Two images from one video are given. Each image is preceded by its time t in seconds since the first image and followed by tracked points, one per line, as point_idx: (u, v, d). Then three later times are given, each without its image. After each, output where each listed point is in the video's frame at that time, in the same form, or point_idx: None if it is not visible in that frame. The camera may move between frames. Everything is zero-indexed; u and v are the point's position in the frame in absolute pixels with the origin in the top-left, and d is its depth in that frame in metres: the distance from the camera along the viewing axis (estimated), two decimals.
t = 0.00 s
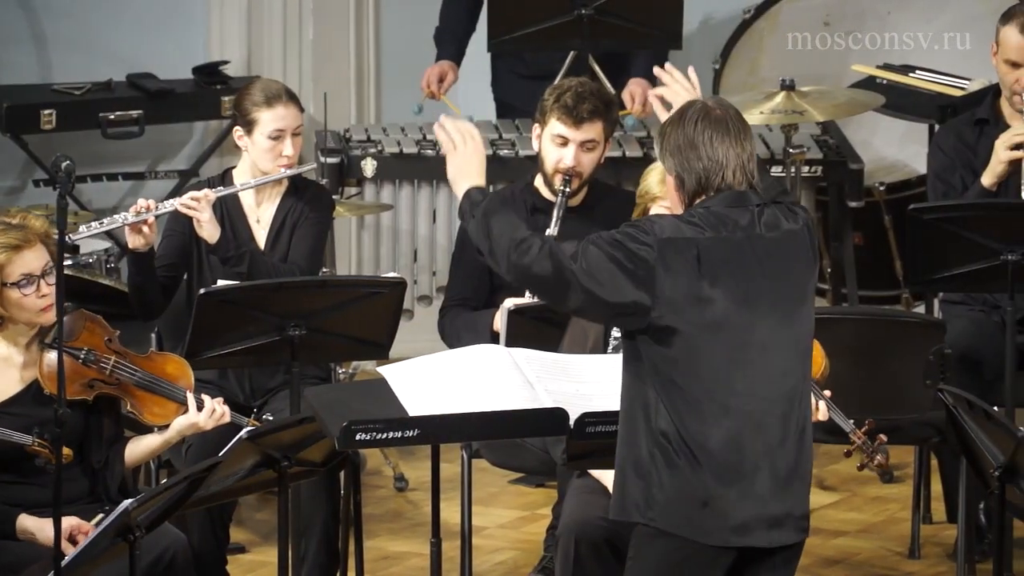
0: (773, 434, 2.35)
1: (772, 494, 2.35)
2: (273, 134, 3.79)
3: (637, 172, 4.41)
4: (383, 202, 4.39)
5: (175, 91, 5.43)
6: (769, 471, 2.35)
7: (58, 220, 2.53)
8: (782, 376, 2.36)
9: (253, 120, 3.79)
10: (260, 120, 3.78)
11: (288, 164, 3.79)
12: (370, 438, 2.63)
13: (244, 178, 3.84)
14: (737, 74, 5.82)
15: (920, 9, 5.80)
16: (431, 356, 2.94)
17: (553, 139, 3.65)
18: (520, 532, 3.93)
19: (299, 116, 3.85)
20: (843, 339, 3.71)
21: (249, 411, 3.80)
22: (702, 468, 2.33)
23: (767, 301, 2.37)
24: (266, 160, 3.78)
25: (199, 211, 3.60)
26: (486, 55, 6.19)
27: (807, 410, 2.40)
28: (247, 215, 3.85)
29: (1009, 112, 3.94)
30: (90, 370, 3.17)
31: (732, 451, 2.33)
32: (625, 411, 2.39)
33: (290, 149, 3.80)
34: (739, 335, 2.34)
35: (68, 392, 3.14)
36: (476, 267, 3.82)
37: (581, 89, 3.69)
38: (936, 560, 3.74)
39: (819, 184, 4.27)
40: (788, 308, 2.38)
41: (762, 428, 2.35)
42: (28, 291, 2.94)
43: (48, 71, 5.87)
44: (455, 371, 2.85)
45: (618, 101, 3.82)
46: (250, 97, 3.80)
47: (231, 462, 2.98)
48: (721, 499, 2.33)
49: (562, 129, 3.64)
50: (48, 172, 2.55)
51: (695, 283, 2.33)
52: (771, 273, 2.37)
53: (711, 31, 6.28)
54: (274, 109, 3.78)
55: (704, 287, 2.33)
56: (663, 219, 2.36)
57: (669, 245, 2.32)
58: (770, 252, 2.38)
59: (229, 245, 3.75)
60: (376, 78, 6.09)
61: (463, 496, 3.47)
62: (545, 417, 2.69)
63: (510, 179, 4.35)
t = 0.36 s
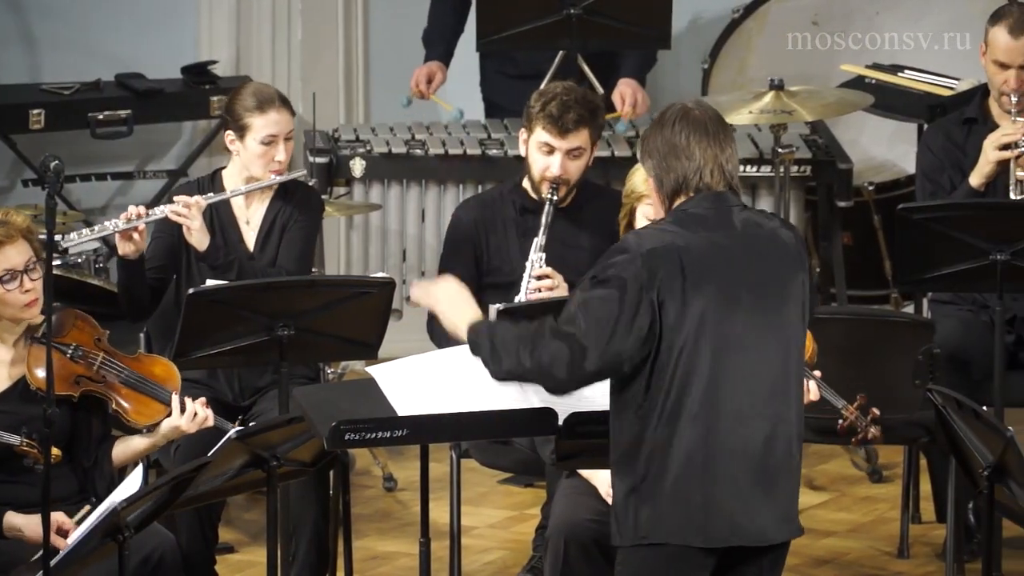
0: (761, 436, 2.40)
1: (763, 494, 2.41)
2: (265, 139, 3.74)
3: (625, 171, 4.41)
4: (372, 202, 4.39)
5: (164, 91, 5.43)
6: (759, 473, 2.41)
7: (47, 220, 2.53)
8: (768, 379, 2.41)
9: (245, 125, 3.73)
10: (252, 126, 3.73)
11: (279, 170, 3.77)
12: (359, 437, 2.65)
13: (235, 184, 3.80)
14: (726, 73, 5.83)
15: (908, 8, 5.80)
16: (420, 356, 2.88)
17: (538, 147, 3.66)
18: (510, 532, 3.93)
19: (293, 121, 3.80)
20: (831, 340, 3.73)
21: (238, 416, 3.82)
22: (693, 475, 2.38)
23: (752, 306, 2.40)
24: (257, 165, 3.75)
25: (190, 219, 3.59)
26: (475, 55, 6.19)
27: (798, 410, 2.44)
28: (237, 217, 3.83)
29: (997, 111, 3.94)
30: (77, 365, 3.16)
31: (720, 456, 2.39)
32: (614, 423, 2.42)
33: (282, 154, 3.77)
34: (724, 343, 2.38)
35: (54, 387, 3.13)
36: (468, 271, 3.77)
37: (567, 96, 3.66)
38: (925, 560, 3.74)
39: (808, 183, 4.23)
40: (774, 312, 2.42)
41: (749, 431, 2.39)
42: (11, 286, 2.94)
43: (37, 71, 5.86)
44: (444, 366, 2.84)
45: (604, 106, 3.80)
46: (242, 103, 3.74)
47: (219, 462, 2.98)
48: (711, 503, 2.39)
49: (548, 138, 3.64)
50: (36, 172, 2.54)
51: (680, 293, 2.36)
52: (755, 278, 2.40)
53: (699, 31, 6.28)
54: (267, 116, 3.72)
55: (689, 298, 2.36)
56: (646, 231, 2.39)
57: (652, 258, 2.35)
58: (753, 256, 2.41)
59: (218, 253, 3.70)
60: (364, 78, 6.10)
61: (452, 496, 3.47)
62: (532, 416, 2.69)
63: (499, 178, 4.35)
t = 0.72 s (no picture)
0: (735, 430, 2.47)
1: (740, 487, 2.48)
2: (253, 142, 3.73)
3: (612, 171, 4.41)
4: (358, 203, 4.39)
5: (150, 91, 5.43)
6: (735, 467, 2.48)
7: (34, 220, 2.51)
8: (741, 375, 2.48)
9: (232, 128, 3.72)
10: (240, 129, 3.72)
11: (266, 172, 3.76)
12: (345, 437, 2.65)
13: (222, 186, 3.79)
14: (712, 73, 5.85)
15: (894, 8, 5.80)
16: (405, 356, 2.88)
17: (524, 143, 3.66)
18: (495, 532, 3.93)
19: (280, 124, 3.78)
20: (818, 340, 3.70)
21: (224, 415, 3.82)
22: (669, 469, 2.46)
23: (723, 307, 2.48)
24: (245, 167, 3.75)
25: (178, 220, 3.60)
26: (462, 55, 6.20)
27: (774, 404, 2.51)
28: (223, 217, 3.83)
29: (982, 113, 3.95)
30: (66, 363, 3.22)
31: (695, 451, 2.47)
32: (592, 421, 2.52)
33: (270, 157, 3.76)
34: (695, 340, 2.47)
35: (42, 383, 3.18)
36: (453, 271, 3.79)
37: (550, 92, 3.67)
38: (910, 560, 3.74)
39: (794, 183, 4.25)
40: (745, 313, 2.50)
41: (723, 425, 2.47)
42: None
43: (23, 70, 5.91)
44: (426, 364, 2.83)
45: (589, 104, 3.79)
46: (229, 106, 3.73)
47: (205, 462, 2.98)
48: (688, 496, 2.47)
49: (533, 133, 3.64)
50: (22, 171, 2.54)
51: (652, 292, 2.45)
52: (724, 278, 2.49)
53: (685, 31, 6.28)
54: (254, 120, 3.71)
55: (661, 298, 2.46)
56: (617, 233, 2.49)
57: (625, 259, 2.44)
58: (722, 257, 2.50)
59: (207, 254, 3.69)
60: (350, 77, 6.10)
61: (438, 495, 3.47)
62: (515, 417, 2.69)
63: (485, 178, 4.35)
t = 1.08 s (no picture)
0: (711, 429, 2.47)
1: (716, 485, 2.48)
2: (230, 134, 3.73)
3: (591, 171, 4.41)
4: (338, 203, 4.39)
5: (129, 91, 5.44)
6: (710, 464, 2.48)
7: (13, 221, 2.50)
8: (716, 373, 2.49)
9: (210, 120, 3.73)
10: (217, 120, 3.72)
11: (246, 164, 3.75)
12: (324, 437, 2.65)
13: (201, 179, 3.77)
14: (691, 73, 5.87)
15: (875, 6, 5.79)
16: (381, 357, 2.92)
17: (508, 119, 3.65)
18: (474, 531, 3.93)
19: (258, 116, 3.79)
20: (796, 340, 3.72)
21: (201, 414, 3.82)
22: (643, 468, 2.46)
23: (697, 304, 2.48)
24: (223, 160, 3.73)
25: (156, 207, 3.59)
26: (441, 55, 6.20)
27: (750, 402, 2.51)
28: (202, 212, 3.83)
29: (961, 113, 3.95)
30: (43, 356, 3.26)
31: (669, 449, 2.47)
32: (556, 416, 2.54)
33: (248, 149, 3.75)
34: (670, 338, 2.47)
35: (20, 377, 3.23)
36: (425, 261, 3.71)
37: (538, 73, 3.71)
38: (890, 559, 3.74)
39: (773, 183, 4.26)
40: (719, 310, 2.50)
41: (697, 423, 2.47)
42: None
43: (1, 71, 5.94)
44: (401, 366, 2.88)
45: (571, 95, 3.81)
46: (208, 98, 3.74)
47: (184, 463, 2.97)
48: (663, 494, 2.47)
49: (519, 107, 3.65)
50: (1, 171, 2.52)
51: (625, 289, 2.45)
52: (699, 275, 2.49)
53: (664, 30, 6.28)
54: (232, 110, 3.72)
55: (634, 295, 2.46)
56: (591, 231, 2.49)
57: (599, 257, 2.44)
58: (697, 255, 2.50)
59: (187, 241, 3.67)
60: (329, 77, 6.10)
61: (418, 495, 3.47)
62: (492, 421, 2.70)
63: (464, 178, 4.35)
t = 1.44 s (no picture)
0: (693, 430, 2.47)
1: (699, 486, 2.47)
2: (213, 133, 3.73)
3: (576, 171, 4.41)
4: (321, 203, 4.40)
5: (112, 92, 5.43)
6: (693, 465, 2.47)
7: None
8: (698, 374, 2.48)
9: (192, 119, 3.74)
10: (199, 119, 3.73)
11: (228, 163, 3.73)
12: (307, 437, 2.65)
13: (184, 177, 3.78)
14: (675, 74, 5.86)
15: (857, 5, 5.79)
16: (368, 356, 2.94)
17: (491, 131, 3.63)
18: (457, 531, 3.93)
19: (240, 115, 3.79)
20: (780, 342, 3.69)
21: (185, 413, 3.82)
22: (625, 470, 2.45)
23: (676, 304, 2.48)
24: (206, 158, 3.73)
25: (139, 207, 3.57)
26: (425, 55, 6.21)
27: (733, 403, 2.51)
28: (186, 213, 3.83)
29: (943, 113, 3.97)
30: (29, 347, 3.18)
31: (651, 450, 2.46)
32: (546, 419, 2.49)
33: (230, 148, 3.74)
34: (650, 340, 2.46)
35: (7, 367, 3.16)
36: (416, 264, 3.71)
37: (519, 80, 3.65)
38: (874, 559, 3.74)
39: (756, 183, 4.27)
40: (699, 309, 2.49)
41: (679, 424, 2.47)
42: None
43: None
44: (384, 366, 2.88)
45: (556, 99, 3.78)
46: (190, 97, 3.75)
47: (168, 462, 2.98)
48: (646, 496, 2.47)
49: (502, 121, 3.61)
50: None
51: (605, 291, 2.45)
52: (679, 276, 2.48)
53: (647, 30, 6.30)
54: (215, 108, 3.72)
55: (613, 296, 2.45)
56: (570, 233, 2.48)
57: (578, 260, 2.44)
58: (678, 256, 2.49)
59: (169, 241, 3.67)
60: (313, 77, 6.11)
61: (402, 495, 3.47)
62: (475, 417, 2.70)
63: (448, 178, 4.36)
